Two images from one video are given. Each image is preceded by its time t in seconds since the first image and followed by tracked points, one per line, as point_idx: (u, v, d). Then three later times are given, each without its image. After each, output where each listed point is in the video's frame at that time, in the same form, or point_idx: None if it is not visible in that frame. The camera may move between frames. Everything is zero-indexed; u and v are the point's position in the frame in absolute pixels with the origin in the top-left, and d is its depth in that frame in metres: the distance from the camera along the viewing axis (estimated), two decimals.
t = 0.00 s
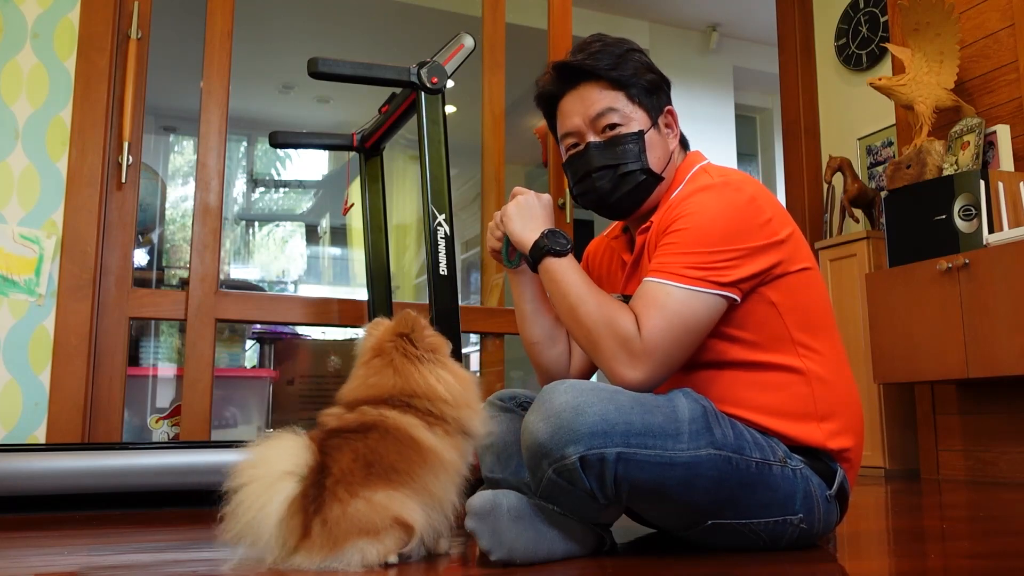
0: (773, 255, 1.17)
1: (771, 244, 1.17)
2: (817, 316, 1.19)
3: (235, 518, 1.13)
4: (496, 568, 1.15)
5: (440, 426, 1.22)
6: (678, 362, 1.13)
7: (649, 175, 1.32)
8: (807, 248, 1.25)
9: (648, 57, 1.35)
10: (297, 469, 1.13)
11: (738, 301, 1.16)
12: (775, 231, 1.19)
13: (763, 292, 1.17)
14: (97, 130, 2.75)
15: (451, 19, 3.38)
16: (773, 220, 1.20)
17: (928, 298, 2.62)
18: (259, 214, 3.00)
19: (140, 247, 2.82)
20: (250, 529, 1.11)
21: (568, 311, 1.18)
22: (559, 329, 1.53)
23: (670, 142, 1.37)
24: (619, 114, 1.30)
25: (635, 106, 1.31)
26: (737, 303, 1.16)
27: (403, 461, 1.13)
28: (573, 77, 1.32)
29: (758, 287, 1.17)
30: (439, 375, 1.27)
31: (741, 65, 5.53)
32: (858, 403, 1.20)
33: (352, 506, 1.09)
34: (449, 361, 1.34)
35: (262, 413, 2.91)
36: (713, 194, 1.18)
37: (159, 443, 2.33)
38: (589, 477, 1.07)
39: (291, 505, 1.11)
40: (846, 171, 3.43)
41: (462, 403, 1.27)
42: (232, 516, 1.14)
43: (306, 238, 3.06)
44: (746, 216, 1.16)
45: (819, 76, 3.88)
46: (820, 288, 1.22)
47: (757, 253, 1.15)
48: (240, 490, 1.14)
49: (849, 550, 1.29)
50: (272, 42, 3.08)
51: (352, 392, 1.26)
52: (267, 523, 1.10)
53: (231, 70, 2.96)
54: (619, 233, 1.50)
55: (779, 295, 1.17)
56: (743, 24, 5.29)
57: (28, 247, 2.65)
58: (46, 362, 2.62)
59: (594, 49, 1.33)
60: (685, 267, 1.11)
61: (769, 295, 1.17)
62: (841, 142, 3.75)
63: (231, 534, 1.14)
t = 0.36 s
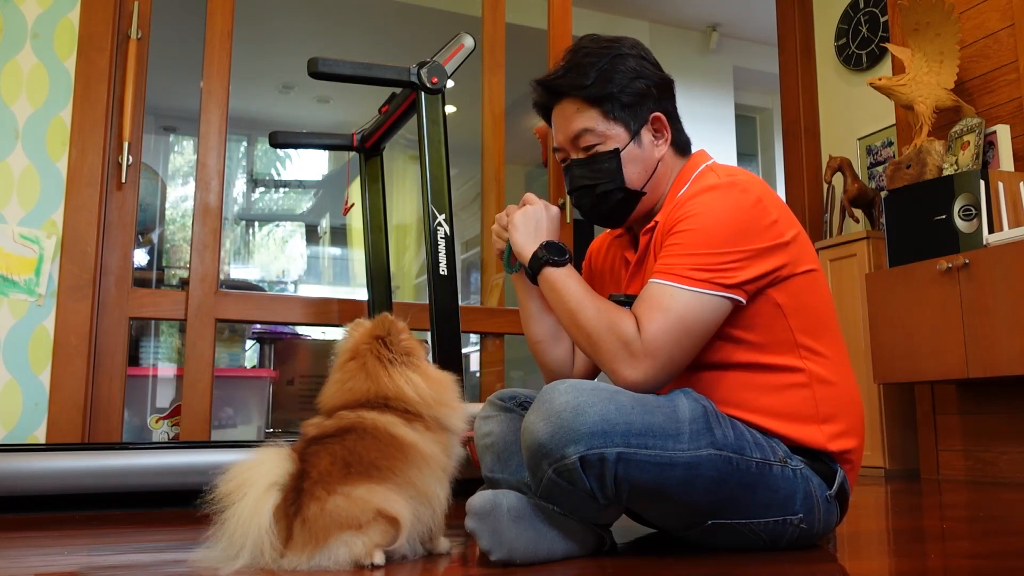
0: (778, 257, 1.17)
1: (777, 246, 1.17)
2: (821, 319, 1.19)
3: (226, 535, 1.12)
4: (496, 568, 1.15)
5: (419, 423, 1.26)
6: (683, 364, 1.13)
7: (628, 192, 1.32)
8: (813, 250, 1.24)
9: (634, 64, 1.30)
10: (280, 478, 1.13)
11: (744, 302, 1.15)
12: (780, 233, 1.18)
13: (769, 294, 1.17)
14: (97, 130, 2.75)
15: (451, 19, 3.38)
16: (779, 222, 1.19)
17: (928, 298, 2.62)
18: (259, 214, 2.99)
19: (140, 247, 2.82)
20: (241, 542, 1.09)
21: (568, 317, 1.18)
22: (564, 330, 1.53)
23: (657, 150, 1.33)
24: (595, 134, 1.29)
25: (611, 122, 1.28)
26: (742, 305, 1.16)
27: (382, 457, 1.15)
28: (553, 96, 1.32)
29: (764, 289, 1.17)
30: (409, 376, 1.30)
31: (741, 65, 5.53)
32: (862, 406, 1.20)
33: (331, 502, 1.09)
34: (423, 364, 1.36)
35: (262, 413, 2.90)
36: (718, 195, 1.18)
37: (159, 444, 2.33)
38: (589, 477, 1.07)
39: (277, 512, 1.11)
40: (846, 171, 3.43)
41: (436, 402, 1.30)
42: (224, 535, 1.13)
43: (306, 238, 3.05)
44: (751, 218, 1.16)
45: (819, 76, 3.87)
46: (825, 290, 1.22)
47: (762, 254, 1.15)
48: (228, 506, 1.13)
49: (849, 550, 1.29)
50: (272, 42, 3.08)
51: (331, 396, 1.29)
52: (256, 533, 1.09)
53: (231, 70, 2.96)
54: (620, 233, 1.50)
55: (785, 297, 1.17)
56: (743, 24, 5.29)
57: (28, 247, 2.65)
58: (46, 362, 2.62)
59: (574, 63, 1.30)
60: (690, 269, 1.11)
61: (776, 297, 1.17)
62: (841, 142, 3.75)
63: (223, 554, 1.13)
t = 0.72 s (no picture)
0: (775, 257, 1.17)
1: (773, 245, 1.17)
2: (819, 318, 1.19)
3: (229, 532, 1.11)
4: (496, 568, 1.15)
5: (417, 421, 1.26)
6: (682, 363, 1.12)
7: (618, 195, 1.32)
8: (810, 249, 1.24)
9: (626, 68, 1.30)
10: (286, 475, 1.12)
11: (742, 302, 1.15)
12: (777, 232, 1.19)
13: (767, 293, 1.17)
14: (97, 130, 2.75)
15: (450, 19, 3.38)
16: (776, 221, 1.19)
17: (928, 298, 2.62)
18: (259, 214, 2.99)
19: (140, 247, 2.82)
20: (246, 541, 1.09)
21: (566, 324, 1.18)
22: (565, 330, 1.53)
23: (649, 154, 1.32)
24: (585, 138, 1.29)
25: (601, 127, 1.28)
26: (740, 304, 1.16)
27: (386, 457, 1.15)
28: (547, 101, 1.33)
29: (762, 289, 1.17)
30: (405, 374, 1.30)
31: (741, 65, 5.53)
32: (861, 405, 1.20)
33: (340, 499, 1.09)
34: (419, 361, 1.37)
35: (261, 412, 2.89)
36: (715, 194, 1.18)
37: (159, 443, 2.33)
38: (589, 477, 1.07)
39: (282, 510, 1.11)
40: (846, 171, 3.43)
41: (432, 400, 1.31)
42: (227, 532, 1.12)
43: (306, 238, 3.05)
44: (748, 217, 1.16)
45: (818, 76, 3.87)
46: (822, 289, 1.22)
47: (759, 254, 1.15)
48: (231, 503, 1.12)
49: (848, 550, 1.29)
50: (271, 42, 3.08)
51: (327, 396, 1.29)
52: (262, 533, 1.08)
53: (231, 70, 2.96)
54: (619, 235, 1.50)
55: (783, 296, 1.17)
56: (743, 25, 5.29)
57: (28, 247, 2.65)
58: (46, 362, 2.62)
59: (567, 67, 1.31)
60: (686, 268, 1.11)
61: (774, 296, 1.17)
62: (841, 142, 3.75)
63: (224, 551, 1.12)
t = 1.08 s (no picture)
0: (773, 256, 1.17)
1: (771, 245, 1.17)
2: (818, 317, 1.19)
3: (230, 532, 1.11)
4: (496, 567, 1.15)
5: (417, 422, 1.26)
6: (682, 363, 1.13)
7: (619, 191, 1.32)
8: (808, 249, 1.24)
9: (628, 66, 1.30)
10: (289, 475, 1.12)
11: (741, 301, 1.15)
12: (775, 232, 1.19)
13: (766, 292, 1.17)
14: (97, 130, 2.75)
15: (450, 19, 3.38)
16: (774, 221, 1.20)
17: (928, 298, 2.62)
18: (259, 214, 2.99)
19: (140, 247, 2.82)
20: (246, 540, 1.09)
21: (566, 327, 1.19)
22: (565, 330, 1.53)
23: (651, 151, 1.32)
24: (587, 135, 1.30)
25: (602, 124, 1.29)
26: (738, 303, 1.16)
27: (388, 458, 1.16)
28: (549, 99, 1.33)
29: (761, 288, 1.17)
30: (405, 375, 1.30)
31: (741, 65, 5.53)
32: (860, 403, 1.20)
33: (341, 499, 1.10)
34: (418, 362, 1.37)
35: (261, 412, 2.89)
36: (712, 194, 1.18)
37: (159, 443, 2.34)
38: (589, 476, 1.08)
39: (284, 510, 1.11)
40: (846, 171, 3.43)
41: (431, 401, 1.31)
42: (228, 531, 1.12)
43: (306, 238, 3.04)
44: (745, 217, 1.16)
45: (818, 76, 3.88)
46: (821, 289, 1.22)
47: (757, 253, 1.15)
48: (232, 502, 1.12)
49: (848, 550, 1.29)
50: (271, 41, 3.08)
51: (327, 397, 1.29)
52: (264, 532, 1.08)
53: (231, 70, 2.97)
54: (621, 236, 1.49)
55: (781, 296, 1.17)
56: (743, 25, 5.29)
57: (28, 247, 2.65)
58: (46, 362, 2.62)
59: (569, 65, 1.31)
60: (684, 268, 1.11)
61: (772, 296, 1.17)
62: (841, 142, 3.75)
63: (225, 550, 1.12)
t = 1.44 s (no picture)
0: (773, 256, 1.16)
1: (771, 244, 1.17)
2: (818, 317, 1.19)
3: (232, 531, 1.11)
4: (496, 568, 1.15)
5: (419, 422, 1.26)
6: (682, 363, 1.13)
7: (622, 189, 1.32)
8: (808, 248, 1.24)
9: (632, 64, 1.30)
10: (291, 475, 1.12)
11: (741, 300, 1.15)
12: (775, 231, 1.19)
13: (766, 292, 1.17)
14: (97, 130, 2.75)
15: (450, 19, 3.38)
16: (774, 220, 1.19)
17: (928, 298, 2.62)
18: (259, 214, 2.99)
19: (140, 247, 2.82)
20: (247, 540, 1.09)
21: (566, 329, 1.18)
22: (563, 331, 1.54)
23: (653, 150, 1.32)
24: (590, 131, 1.29)
25: (606, 121, 1.28)
26: (739, 303, 1.16)
27: (389, 459, 1.16)
28: (552, 95, 1.33)
29: (761, 287, 1.17)
30: (408, 374, 1.30)
31: (741, 65, 5.53)
32: (860, 403, 1.20)
33: (342, 498, 1.10)
34: (421, 362, 1.37)
35: (261, 412, 2.89)
36: (712, 193, 1.18)
37: (159, 444, 2.33)
38: (589, 477, 1.07)
39: (286, 511, 1.11)
40: (846, 171, 3.43)
41: (433, 401, 1.30)
42: (228, 531, 1.12)
43: (306, 238, 3.04)
44: (744, 216, 1.16)
45: (819, 76, 3.87)
46: (821, 288, 1.22)
47: (757, 252, 1.15)
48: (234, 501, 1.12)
49: (848, 550, 1.29)
50: (271, 41, 3.08)
51: (330, 395, 1.28)
52: (266, 532, 1.08)
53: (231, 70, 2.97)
54: (620, 233, 1.48)
55: (782, 295, 1.17)
56: (743, 25, 5.29)
57: (28, 247, 2.65)
58: (46, 362, 2.62)
59: (573, 62, 1.31)
60: (685, 267, 1.11)
61: (773, 295, 1.17)
62: (841, 142, 3.75)
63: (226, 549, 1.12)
